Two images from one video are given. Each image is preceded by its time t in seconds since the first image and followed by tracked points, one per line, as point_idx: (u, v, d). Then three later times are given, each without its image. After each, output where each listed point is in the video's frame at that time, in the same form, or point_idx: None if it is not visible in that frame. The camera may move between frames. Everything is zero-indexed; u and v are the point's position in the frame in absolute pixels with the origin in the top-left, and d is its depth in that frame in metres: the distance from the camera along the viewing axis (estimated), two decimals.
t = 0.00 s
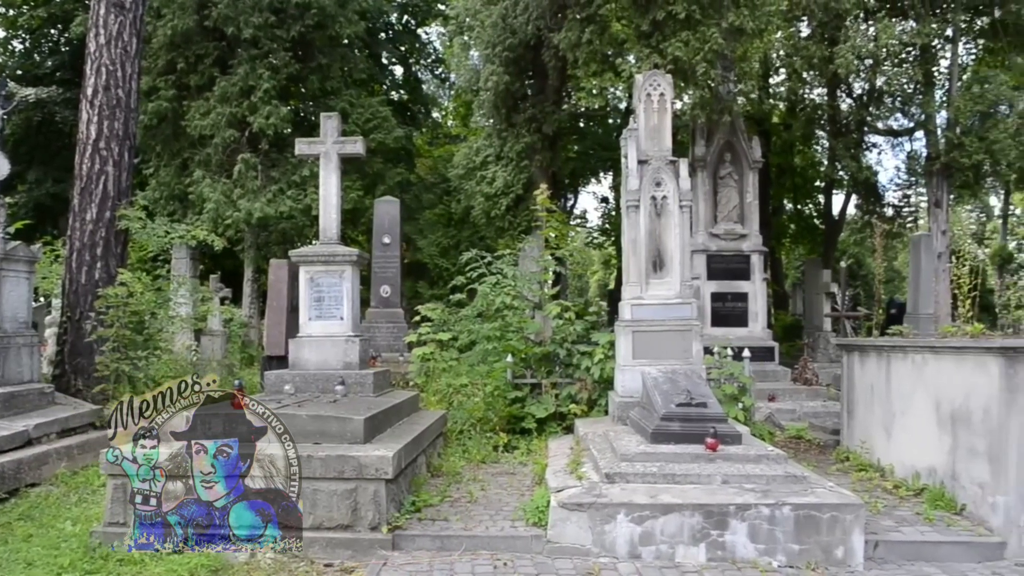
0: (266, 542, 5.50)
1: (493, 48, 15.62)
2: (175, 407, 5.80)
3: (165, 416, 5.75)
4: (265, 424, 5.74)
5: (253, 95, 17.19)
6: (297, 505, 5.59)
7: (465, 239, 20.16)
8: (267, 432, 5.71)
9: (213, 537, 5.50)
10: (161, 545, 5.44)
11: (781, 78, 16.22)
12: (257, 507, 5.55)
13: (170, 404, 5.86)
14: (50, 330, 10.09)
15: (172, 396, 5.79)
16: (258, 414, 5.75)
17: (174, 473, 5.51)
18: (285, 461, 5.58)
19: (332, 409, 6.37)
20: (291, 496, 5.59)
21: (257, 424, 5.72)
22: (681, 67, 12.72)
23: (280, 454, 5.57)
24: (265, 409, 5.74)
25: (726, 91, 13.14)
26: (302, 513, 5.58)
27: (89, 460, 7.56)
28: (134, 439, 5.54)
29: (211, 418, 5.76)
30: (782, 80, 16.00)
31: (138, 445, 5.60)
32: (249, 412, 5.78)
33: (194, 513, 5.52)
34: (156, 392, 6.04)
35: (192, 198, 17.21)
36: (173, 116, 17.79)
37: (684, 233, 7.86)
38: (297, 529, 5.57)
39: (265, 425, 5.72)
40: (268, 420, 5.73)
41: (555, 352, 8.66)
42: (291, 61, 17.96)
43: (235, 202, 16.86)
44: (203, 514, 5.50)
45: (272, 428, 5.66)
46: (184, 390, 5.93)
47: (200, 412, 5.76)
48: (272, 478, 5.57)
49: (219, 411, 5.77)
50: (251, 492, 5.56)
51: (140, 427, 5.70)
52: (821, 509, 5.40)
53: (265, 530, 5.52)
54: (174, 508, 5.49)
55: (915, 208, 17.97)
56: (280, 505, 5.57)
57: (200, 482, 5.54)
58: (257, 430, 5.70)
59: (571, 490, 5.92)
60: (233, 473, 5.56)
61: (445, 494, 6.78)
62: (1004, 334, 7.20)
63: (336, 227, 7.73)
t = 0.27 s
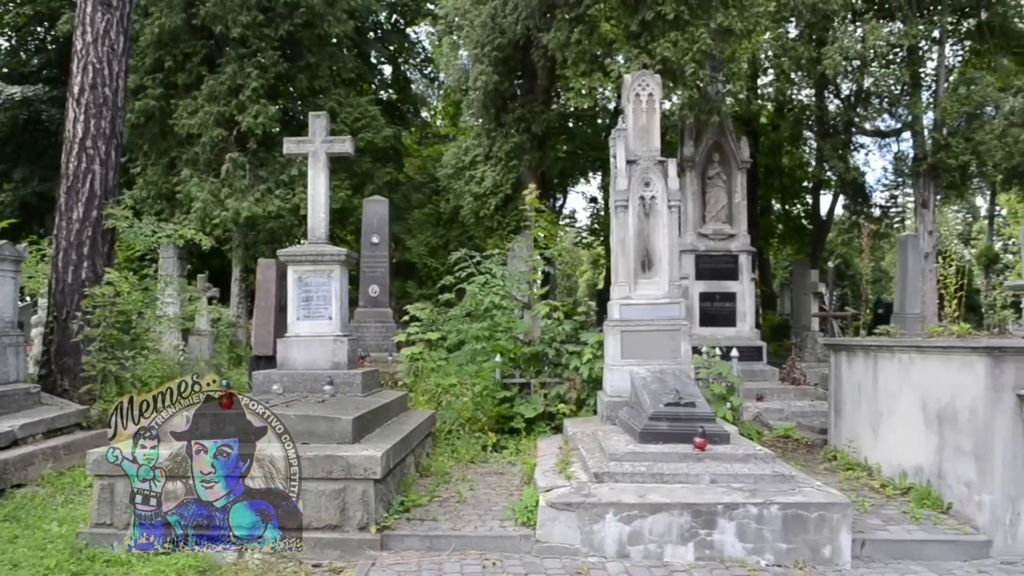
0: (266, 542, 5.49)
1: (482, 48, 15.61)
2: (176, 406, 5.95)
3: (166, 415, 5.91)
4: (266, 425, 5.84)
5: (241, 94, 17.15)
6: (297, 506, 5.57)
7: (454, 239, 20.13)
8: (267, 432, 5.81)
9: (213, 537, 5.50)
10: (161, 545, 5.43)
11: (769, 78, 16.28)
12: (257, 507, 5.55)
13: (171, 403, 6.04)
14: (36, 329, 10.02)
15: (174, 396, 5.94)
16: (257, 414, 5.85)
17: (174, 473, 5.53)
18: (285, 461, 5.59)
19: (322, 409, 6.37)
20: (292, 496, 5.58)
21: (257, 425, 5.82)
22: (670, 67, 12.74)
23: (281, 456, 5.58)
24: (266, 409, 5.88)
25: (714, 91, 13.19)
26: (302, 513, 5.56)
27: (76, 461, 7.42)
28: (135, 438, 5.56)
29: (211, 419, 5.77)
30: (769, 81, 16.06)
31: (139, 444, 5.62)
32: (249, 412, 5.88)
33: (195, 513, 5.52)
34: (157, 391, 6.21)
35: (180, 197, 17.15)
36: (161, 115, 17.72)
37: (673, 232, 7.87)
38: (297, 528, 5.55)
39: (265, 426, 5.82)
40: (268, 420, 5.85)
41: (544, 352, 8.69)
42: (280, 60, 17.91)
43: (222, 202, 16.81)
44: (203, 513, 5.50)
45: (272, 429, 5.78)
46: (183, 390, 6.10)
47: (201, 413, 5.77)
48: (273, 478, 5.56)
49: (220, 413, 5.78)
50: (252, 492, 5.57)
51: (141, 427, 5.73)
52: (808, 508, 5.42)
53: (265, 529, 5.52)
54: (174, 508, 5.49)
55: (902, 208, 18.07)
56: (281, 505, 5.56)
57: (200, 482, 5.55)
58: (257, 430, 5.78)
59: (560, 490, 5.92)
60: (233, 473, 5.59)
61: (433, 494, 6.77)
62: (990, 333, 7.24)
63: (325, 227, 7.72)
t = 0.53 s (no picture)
0: (266, 542, 5.49)
1: (471, 47, 15.60)
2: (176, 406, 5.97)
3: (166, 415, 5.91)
4: (266, 425, 5.85)
5: (229, 92, 17.10)
6: (297, 506, 5.56)
7: (443, 238, 20.12)
8: (267, 432, 5.82)
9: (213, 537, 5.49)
10: (161, 545, 5.44)
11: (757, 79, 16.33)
12: (257, 507, 5.53)
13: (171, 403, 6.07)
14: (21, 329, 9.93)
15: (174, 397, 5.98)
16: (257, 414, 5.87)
17: (174, 473, 5.52)
18: (285, 461, 5.58)
19: (310, 409, 6.36)
20: (292, 496, 5.56)
21: (257, 425, 5.84)
22: (658, 68, 12.77)
23: (281, 456, 5.57)
24: (266, 410, 5.88)
25: (703, 91, 13.23)
26: (302, 513, 5.55)
27: (62, 462, 7.34)
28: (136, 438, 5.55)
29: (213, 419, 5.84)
30: (758, 82, 16.11)
31: (139, 445, 5.61)
32: (249, 413, 5.91)
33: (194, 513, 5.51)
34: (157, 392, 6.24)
35: (167, 196, 17.08)
36: (148, 113, 17.64)
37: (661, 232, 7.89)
38: (297, 529, 5.54)
39: (265, 426, 5.84)
40: (268, 420, 5.87)
41: (532, 352, 8.73)
42: (268, 59, 17.85)
43: (210, 201, 16.76)
44: (203, 513, 5.49)
45: (273, 429, 5.78)
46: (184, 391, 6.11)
47: (203, 415, 5.85)
48: (273, 477, 5.54)
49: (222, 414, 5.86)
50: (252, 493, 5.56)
51: (141, 427, 5.73)
52: (796, 507, 5.45)
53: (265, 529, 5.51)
54: (174, 508, 5.48)
55: (890, 209, 18.18)
56: (281, 505, 5.54)
57: (200, 481, 5.54)
58: (257, 430, 5.81)
59: (548, 489, 5.91)
60: (233, 473, 5.58)
61: (422, 494, 6.76)
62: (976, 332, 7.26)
63: (313, 226, 7.70)
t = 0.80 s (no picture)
0: (266, 543, 5.47)
1: (457, 47, 15.59)
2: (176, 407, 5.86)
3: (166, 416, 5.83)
4: (265, 424, 5.83)
5: (213, 91, 17.02)
6: (297, 506, 5.53)
7: (429, 238, 20.09)
8: (267, 431, 5.79)
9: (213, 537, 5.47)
10: (161, 545, 5.41)
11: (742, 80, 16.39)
12: (257, 507, 5.51)
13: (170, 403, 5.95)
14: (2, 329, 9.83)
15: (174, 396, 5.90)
16: (257, 414, 5.87)
17: (174, 473, 5.47)
18: (285, 461, 5.55)
19: (295, 409, 6.34)
20: (291, 496, 5.53)
21: (257, 425, 5.82)
22: (645, 68, 12.81)
23: (280, 456, 5.55)
24: (265, 409, 5.88)
25: (688, 92, 13.27)
26: (302, 513, 5.53)
27: (44, 462, 7.27)
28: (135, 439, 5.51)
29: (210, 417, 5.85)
30: (743, 83, 16.19)
31: (139, 445, 5.55)
32: (249, 412, 5.90)
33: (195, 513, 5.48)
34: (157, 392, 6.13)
35: (151, 195, 17.00)
36: (132, 111, 17.54)
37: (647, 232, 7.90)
38: (297, 528, 5.52)
39: (265, 425, 5.81)
40: (268, 420, 5.85)
41: (518, 351, 8.75)
42: (253, 57, 17.77)
43: (194, 200, 16.69)
44: (203, 513, 5.46)
45: (272, 428, 5.75)
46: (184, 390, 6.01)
47: (201, 413, 5.86)
48: (272, 477, 5.52)
49: (220, 411, 5.88)
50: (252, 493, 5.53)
51: (140, 428, 5.67)
52: (781, 506, 5.48)
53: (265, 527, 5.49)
54: (174, 508, 5.45)
55: (874, 210, 18.32)
56: (281, 505, 5.52)
57: (200, 482, 5.50)
58: (257, 430, 5.81)
59: (535, 489, 5.91)
60: (234, 473, 5.55)
61: (408, 494, 6.74)
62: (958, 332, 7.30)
63: (298, 226, 7.68)
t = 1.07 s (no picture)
0: (266, 543, 5.45)
1: (447, 46, 15.58)
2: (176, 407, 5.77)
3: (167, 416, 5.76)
4: (265, 424, 5.76)
5: (202, 90, 16.96)
6: (297, 505, 5.51)
7: (419, 237, 20.08)
8: (267, 432, 5.74)
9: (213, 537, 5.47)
10: (161, 545, 5.40)
11: (732, 80, 16.43)
12: (257, 507, 5.48)
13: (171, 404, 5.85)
14: None
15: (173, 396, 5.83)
16: (256, 413, 5.78)
17: (174, 473, 5.48)
18: (285, 461, 5.52)
19: (285, 408, 6.33)
20: (292, 496, 5.51)
21: (257, 425, 5.75)
22: (634, 68, 12.83)
23: (280, 455, 5.52)
24: (266, 409, 5.80)
25: (678, 92, 13.31)
26: (302, 512, 5.51)
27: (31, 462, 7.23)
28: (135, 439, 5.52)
29: (209, 418, 5.76)
30: (732, 84, 16.23)
31: (139, 445, 5.56)
32: (249, 412, 5.81)
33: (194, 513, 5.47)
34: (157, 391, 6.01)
35: (139, 194, 16.94)
36: (120, 110, 17.47)
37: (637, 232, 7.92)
38: (298, 529, 5.50)
39: (264, 425, 5.75)
40: (268, 420, 5.77)
41: (508, 351, 8.76)
42: (242, 56, 17.71)
43: (183, 199, 16.64)
44: (203, 513, 5.46)
45: (273, 428, 5.69)
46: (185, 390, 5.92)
47: (201, 412, 5.78)
48: (272, 478, 5.49)
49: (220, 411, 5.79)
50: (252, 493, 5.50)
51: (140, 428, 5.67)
52: (770, 505, 5.50)
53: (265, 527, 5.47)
54: (174, 508, 5.45)
55: (863, 210, 18.40)
56: (281, 505, 5.49)
57: (200, 482, 5.50)
58: (257, 430, 5.73)
59: (524, 489, 5.91)
60: (234, 473, 5.53)
61: (398, 494, 6.72)
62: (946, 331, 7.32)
63: (287, 225, 7.66)
